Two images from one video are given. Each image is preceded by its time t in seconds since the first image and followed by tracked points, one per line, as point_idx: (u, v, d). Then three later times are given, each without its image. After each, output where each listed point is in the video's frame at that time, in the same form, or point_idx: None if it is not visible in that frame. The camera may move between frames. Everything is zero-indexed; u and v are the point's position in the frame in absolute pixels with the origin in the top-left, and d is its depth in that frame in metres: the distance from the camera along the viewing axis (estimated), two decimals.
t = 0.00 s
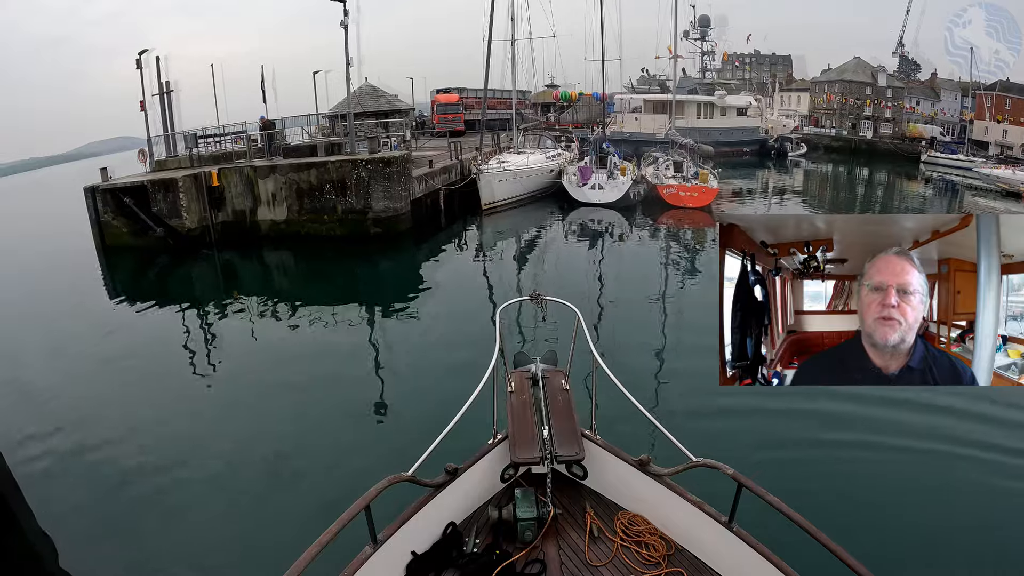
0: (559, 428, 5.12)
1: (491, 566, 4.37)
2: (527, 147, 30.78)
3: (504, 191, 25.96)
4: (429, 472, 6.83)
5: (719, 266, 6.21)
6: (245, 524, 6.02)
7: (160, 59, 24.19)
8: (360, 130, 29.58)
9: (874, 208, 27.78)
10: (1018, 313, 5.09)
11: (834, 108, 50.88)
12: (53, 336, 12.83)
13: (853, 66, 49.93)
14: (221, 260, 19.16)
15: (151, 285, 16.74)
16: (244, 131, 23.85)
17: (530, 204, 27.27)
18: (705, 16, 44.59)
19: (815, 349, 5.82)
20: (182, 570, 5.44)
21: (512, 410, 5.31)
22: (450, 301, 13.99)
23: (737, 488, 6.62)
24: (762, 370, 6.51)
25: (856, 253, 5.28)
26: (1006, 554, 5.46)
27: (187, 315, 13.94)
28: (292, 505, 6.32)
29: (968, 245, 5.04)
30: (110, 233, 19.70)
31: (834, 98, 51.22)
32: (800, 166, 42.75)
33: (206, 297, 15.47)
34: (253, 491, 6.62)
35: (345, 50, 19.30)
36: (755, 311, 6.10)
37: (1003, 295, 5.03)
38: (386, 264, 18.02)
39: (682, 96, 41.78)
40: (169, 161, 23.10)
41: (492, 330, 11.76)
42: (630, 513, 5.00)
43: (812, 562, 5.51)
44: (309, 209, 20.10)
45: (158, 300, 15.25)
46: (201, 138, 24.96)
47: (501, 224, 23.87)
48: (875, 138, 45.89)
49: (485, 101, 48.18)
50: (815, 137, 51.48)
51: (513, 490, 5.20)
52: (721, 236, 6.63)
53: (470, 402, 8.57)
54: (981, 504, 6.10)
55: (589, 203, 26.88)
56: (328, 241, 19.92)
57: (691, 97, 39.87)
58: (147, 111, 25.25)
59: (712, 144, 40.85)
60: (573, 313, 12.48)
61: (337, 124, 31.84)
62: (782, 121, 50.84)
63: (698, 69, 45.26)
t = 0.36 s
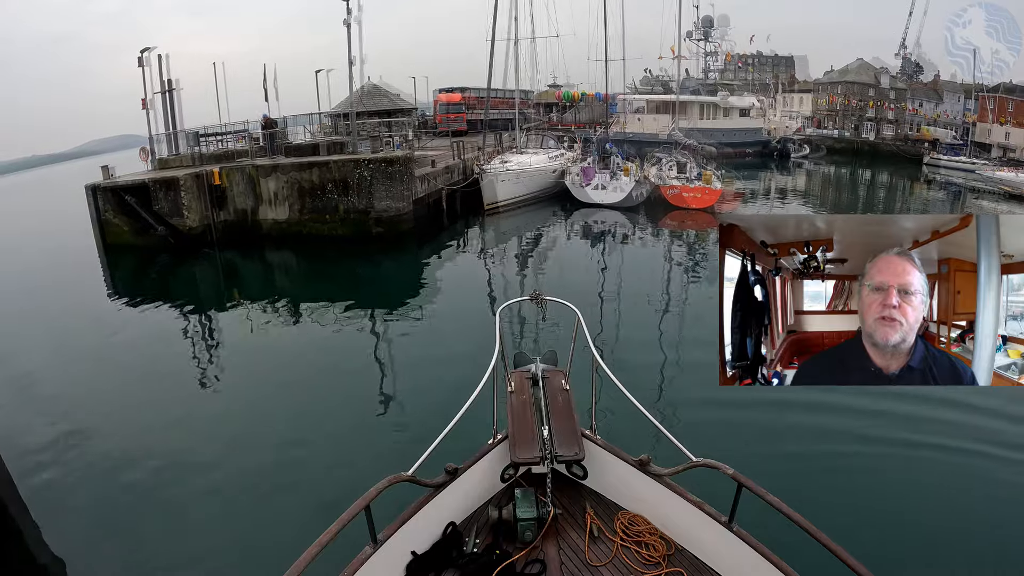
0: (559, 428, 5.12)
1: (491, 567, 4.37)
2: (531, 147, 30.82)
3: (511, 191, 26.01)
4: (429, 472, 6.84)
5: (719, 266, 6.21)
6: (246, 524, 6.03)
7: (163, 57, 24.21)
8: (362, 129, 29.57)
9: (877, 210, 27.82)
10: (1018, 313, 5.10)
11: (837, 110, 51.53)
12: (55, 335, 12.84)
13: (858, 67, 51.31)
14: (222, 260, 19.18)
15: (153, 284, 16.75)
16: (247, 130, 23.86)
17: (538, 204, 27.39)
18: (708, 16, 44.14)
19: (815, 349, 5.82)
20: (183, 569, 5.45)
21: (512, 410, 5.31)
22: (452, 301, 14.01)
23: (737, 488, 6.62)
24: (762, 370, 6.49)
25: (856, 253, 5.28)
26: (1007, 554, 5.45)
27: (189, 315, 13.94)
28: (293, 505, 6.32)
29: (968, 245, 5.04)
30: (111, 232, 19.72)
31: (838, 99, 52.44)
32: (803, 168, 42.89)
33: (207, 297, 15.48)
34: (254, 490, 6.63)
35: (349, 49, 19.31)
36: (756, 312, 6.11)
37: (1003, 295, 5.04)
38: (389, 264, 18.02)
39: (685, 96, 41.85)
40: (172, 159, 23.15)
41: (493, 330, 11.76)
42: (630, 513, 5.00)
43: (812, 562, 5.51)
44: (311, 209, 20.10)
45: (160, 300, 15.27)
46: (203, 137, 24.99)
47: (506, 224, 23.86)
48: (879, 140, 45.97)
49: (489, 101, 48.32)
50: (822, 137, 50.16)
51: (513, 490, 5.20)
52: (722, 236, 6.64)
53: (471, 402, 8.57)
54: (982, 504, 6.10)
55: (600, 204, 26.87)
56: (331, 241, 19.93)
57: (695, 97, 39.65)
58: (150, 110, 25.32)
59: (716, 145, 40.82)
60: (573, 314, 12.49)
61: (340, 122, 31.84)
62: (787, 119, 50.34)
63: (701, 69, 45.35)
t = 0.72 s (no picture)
0: (559, 428, 5.13)
1: (491, 567, 4.37)
2: (537, 147, 30.88)
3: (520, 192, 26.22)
4: (429, 472, 6.86)
5: (719, 266, 6.21)
6: (247, 524, 6.03)
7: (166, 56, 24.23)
8: (367, 129, 29.60)
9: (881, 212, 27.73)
10: (1018, 313, 5.10)
11: (845, 112, 51.54)
12: (58, 333, 12.87)
13: (863, 70, 51.69)
14: (225, 260, 19.22)
15: (155, 283, 16.75)
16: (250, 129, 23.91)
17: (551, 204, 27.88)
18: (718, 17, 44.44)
19: (816, 349, 5.81)
20: (184, 569, 5.45)
21: (512, 411, 5.31)
22: (454, 301, 14.02)
23: (738, 488, 6.62)
24: (762, 370, 6.48)
25: (856, 253, 5.29)
26: (1008, 554, 5.44)
27: (191, 314, 13.96)
28: (294, 505, 6.33)
29: (968, 245, 5.04)
30: (113, 231, 19.68)
31: (840, 102, 52.86)
32: (807, 171, 42.81)
33: (209, 296, 15.50)
34: (255, 490, 6.64)
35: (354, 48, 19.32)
36: (756, 312, 6.11)
37: (1002, 295, 5.04)
38: (392, 264, 18.04)
39: (690, 96, 41.87)
40: (174, 158, 23.22)
41: (494, 331, 11.76)
42: (630, 513, 5.01)
43: (813, 563, 5.51)
44: (315, 208, 20.12)
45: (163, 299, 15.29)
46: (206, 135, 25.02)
47: (515, 224, 24.06)
48: (883, 142, 45.89)
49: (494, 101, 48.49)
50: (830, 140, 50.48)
51: (513, 490, 5.21)
52: (722, 236, 6.65)
53: (472, 402, 8.58)
54: (983, 503, 6.09)
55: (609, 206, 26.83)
56: (335, 241, 19.98)
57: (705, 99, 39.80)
58: (152, 107, 25.37)
59: (723, 146, 40.60)
60: (575, 314, 12.47)
61: (344, 121, 31.86)
62: (794, 121, 50.21)
63: (706, 70, 45.41)
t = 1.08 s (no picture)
0: (559, 428, 5.13)
1: (491, 567, 4.38)
2: (546, 147, 30.95)
3: (524, 193, 26.16)
4: (429, 472, 6.87)
5: (719, 266, 6.22)
6: (248, 524, 6.04)
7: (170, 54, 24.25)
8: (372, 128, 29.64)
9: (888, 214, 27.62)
10: (1018, 313, 5.10)
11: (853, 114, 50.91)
12: (60, 331, 12.88)
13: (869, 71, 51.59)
14: (227, 260, 19.27)
15: (157, 283, 16.77)
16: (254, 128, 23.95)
17: (557, 204, 27.97)
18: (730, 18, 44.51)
19: (815, 350, 5.80)
20: (184, 569, 5.46)
21: (512, 411, 5.32)
22: (457, 301, 14.02)
23: (739, 489, 6.62)
24: (762, 370, 6.46)
25: (856, 254, 5.30)
26: (1008, 554, 5.43)
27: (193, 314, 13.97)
28: (295, 504, 6.34)
29: (968, 245, 5.04)
30: (115, 230, 19.36)
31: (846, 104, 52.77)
32: (814, 172, 42.70)
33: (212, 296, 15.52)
34: (255, 489, 6.65)
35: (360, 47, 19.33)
36: (755, 312, 6.11)
37: (1002, 295, 5.04)
38: (396, 264, 18.07)
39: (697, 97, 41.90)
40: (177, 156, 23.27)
41: (496, 331, 11.77)
42: (630, 513, 5.01)
43: (813, 563, 5.50)
44: (320, 208, 20.14)
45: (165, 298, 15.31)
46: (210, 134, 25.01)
47: (522, 224, 24.09)
48: (890, 143, 45.82)
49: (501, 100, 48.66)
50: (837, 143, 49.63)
51: (513, 490, 5.22)
52: (722, 236, 6.65)
53: (474, 402, 8.59)
54: (984, 503, 6.09)
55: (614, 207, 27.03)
56: (340, 242, 20.02)
57: (713, 101, 39.72)
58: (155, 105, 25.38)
59: (732, 147, 40.65)
60: (577, 315, 12.45)
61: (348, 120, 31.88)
62: (802, 122, 49.96)
63: (712, 70, 45.52)
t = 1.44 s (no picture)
0: (559, 428, 5.14)
1: (491, 567, 4.39)
2: (553, 148, 30.86)
3: (526, 194, 26.05)
4: (430, 472, 6.90)
5: (719, 266, 6.22)
6: (249, 524, 6.06)
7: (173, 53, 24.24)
8: (378, 129, 29.59)
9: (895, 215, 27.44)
10: (1017, 313, 5.11)
11: (859, 115, 50.56)
12: (62, 331, 12.92)
13: (878, 73, 51.35)
14: (231, 261, 19.32)
15: (160, 284, 16.81)
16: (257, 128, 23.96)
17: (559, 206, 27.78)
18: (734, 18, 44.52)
19: (815, 350, 5.80)
20: (185, 569, 5.47)
21: (512, 411, 5.32)
22: (460, 302, 14.01)
23: (739, 489, 6.61)
24: (762, 370, 6.47)
25: (855, 254, 5.31)
26: (1010, 555, 5.42)
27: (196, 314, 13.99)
28: (296, 504, 6.36)
29: (968, 245, 5.04)
30: (117, 231, 19.51)
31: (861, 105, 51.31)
32: (823, 174, 42.33)
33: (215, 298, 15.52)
34: (257, 490, 6.67)
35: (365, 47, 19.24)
36: (755, 312, 6.12)
37: (1002, 295, 5.05)
38: (401, 266, 18.00)
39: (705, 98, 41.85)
40: (180, 157, 23.42)
41: (499, 331, 11.76)
42: (630, 513, 5.02)
43: (814, 563, 5.50)
44: (324, 209, 20.13)
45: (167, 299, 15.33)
46: (214, 134, 25.00)
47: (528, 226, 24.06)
48: (899, 144, 45.60)
49: (510, 100, 48.74)
50: (843, 143, 49.50)
51: (513, 491, 5.23)
52: (722, 237, 6.66)
53: (475, 402, 8.60)
54: (986, 504, 6.07)
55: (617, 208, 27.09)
56: (345, 244, 20.01)
57: (718, 101, 39.52)
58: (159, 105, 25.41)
59: (737, 149, 40.73)
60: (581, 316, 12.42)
61: (354, 120, 31.89)
62: (808, 124, 49.72)
63: (719, 70, 45.53)
